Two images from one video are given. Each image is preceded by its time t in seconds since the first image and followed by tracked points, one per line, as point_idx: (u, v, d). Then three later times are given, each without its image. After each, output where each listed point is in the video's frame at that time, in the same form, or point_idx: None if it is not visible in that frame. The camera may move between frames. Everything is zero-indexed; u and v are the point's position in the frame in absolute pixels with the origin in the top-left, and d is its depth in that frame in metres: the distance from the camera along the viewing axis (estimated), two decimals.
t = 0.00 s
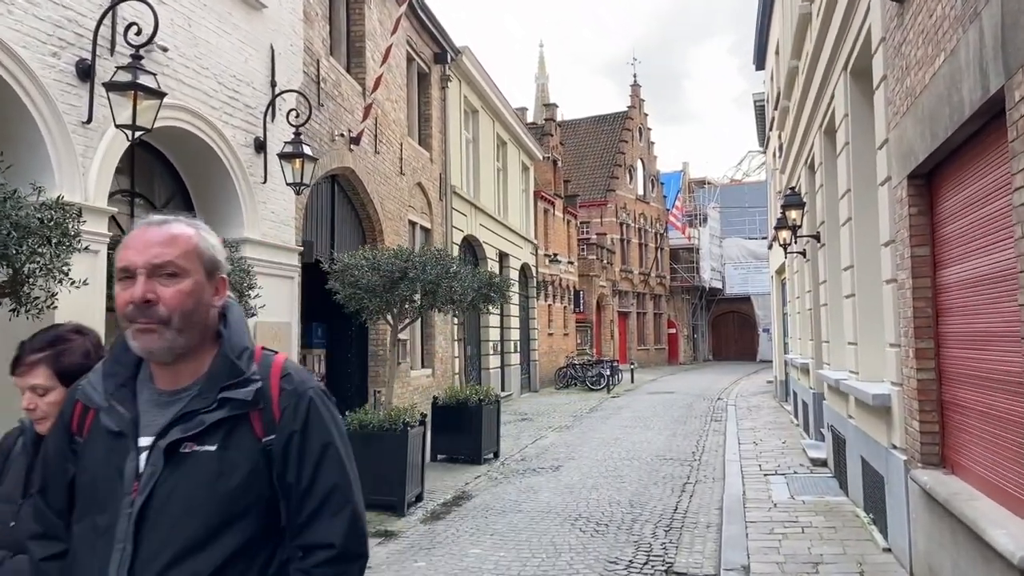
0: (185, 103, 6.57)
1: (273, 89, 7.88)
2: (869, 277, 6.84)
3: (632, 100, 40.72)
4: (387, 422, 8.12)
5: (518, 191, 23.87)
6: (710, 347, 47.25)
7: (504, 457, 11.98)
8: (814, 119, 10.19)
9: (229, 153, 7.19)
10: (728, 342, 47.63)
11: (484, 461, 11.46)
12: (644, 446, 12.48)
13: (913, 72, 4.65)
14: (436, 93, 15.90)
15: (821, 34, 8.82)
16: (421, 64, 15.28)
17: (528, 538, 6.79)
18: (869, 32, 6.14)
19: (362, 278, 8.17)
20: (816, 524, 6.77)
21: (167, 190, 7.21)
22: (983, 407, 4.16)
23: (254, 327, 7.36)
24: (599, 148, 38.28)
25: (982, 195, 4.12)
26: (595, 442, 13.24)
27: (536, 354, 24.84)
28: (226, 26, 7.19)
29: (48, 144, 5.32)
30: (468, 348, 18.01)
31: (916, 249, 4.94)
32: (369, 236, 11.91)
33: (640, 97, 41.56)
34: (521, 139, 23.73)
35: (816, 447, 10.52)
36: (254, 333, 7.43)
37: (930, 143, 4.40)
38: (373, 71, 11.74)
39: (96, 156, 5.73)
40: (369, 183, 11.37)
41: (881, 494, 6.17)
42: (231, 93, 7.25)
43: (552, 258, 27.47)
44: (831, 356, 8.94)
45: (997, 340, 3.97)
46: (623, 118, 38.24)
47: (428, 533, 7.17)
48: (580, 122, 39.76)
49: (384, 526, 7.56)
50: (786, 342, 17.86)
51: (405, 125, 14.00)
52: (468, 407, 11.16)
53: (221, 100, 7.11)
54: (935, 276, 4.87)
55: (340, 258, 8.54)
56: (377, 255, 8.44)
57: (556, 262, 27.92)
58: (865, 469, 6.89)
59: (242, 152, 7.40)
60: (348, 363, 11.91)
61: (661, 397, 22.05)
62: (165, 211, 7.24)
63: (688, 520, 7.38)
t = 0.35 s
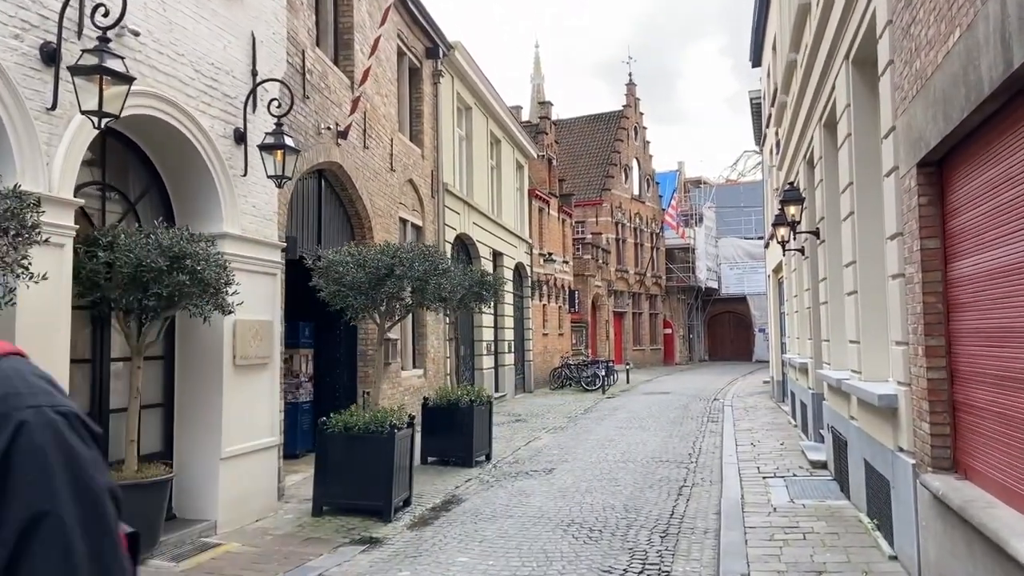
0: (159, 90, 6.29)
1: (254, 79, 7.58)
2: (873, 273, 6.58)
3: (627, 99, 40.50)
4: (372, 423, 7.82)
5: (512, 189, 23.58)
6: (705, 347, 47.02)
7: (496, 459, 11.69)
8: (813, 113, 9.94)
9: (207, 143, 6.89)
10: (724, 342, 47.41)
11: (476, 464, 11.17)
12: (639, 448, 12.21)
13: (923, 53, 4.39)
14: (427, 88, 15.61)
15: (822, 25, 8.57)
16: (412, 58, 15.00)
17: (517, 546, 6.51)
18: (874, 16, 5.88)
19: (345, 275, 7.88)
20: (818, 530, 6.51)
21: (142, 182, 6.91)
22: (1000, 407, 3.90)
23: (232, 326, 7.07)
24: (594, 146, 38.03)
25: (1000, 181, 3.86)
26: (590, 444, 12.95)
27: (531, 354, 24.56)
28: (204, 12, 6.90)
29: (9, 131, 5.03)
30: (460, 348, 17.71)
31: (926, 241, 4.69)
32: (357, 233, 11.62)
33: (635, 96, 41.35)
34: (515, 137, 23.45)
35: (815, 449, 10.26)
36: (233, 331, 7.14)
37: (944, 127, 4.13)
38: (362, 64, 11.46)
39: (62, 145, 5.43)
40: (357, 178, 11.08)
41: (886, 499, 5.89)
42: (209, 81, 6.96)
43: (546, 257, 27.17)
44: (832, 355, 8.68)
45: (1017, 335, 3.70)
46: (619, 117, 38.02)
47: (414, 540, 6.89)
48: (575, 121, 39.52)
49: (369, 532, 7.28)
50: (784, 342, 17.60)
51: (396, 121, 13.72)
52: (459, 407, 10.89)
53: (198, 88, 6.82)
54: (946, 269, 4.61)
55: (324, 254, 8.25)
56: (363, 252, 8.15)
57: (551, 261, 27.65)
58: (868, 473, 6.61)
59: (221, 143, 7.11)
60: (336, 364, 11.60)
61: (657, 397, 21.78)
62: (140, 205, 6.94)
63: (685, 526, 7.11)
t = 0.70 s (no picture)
0: (125, 75, 5.95)
1: (230, 67, 7.26)
2: (876, 269, 6.30)
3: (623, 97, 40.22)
4: (354, 426, 7.50)
5: (506, 187, 23.27)
6: (702, 347, 46.76)
7: (487, 462, 11.38)
8: (813, 106, 9.65)
9: (179, 132, 6.56)
10: (721, 342, 47.14)
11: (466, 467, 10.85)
12: (634, 450, 11.91)
13: (936, 30, 4.09)
14: (418, 83, 15.29)
15: (822, 13, 8.27)
16: (403, 52, 14.68)
17: (504, 555, 6.20)
18: None
19: (327, 272, 7.57)
20: (820, 538, 6.22)
21: (111, 172, 6.58)
22: (1018, 411, 3.61)
23: (205, 324, 6.75)
24: (590, 145, 37.73)
25: (1018, 167, 3.56)
26: (583, 445, 12.65)
27: (525, 354, 24.25)
28: None
29: None
30: (452, 348, 17.39)
31: (936, 234, 4.39)
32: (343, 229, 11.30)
33: (631, 94, 41.06)
34: (509, 134, 23.13)
35: (814, 451, 9.98)
36: (207, 330, 6.82)
37: (958, 109, 3.84)
38: (348, 56, 11.13)
39: (18, 132, 5.10)
40: (343, 173, 10.76)
41: (892, 507, 5.60)
42: (181, 67, 6.63)
43: (541, 256, 26.84)
44: (833, 355, 8.39)
45: None
46: (615, 115, 37.73)
47: (397, 549, 6.57)
48: (571, 119, 39.23)
49: (350, 540, 6.97)
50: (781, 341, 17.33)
51: (385, 115, 13.40)
52: (448, 408, 10.60)
53: (170, 75, 6.49)
54: (958, 263, 4.31)
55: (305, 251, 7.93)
56: (346, 248, 7.84)
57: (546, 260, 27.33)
58: (872, 478, 6.32)
59: (194, 132, 6.78)
60: (322, 364, 11.28)
61: (652, 397, 21.50)
62: (109, 196, 6.61)
63: (680, 533, 6.81)
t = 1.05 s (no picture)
0: (93, 62, 5.64)
1: (209, 54, 6.95)
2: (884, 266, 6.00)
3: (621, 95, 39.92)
4: (340, 430, 7.20)
5: (502, 185, 22.98)
6: (700, 347, 46.49)
7: (480, 465, 11.08)
8: (815, 98, 9.35)
9: (152, 122, 6.25)
10: (719, 342, 46.86)
11: (458, 470, 10.54)
12: (632, 453, 11.61)
13: (954, 7, 3.80)
14: (411, 77, 14.97)
15: (824, 1, 7.99)
16: (395, 46, 14.37)
17: (494, 566, 5.89)
18: None
19: (310, 269, 7.26)
20: (826, 547, 5.92)
21: (82, 163, 6.28)
22: None
23: (182, 323, 6.45)
24: (588, 143, 37.43)
25: None
26: (580, 448, 12.35)
27: (521, 354, 23.95)
28: None
29: None
30: (447, 348, 17.09)
31: (953, 226, 4.10)
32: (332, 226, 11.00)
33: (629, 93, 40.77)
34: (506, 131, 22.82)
35: (816, 454, 9.70)
36: (184, 329, 6.52)
37: (979, 90, 3.55)
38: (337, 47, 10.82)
39: None
40: (332, 168, 10.45)
41: (902, 516, 5.31)
42: (156, 54, 6.33)
43: (538, 255, 26.55)
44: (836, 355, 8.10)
45: None
46: (612, 113, 37.45)
47: (382, 559, 6.27)
48: (568, 118, 38.96)
49: (334, 549, 6.66)
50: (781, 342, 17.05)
51: (377, 109, 13.09)
52: (441, 409, 10.34)
53: (143, 62, 6.19)
54: (977, 257, 4.02)
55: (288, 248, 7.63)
56: (331, 244, 7.53)
57: (542, 258, 27.02)
58: (879, 485, 6.03)
59: (170, 122, 6.48)
60: (311, 365, 10.97)
61: (650, 398, 21.21)
62: (80, 189, 6.31)
63: (679, 542, 6.51)
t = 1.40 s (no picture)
0: (55, 42, 5.30)
1: (184, 38, 6.63)
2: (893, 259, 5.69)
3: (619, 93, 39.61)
4: (322, 432, 6.88)
5: (498, 182, 22.67)
6: (699, 347, 46.20)
7: (473, 467, 10.76)
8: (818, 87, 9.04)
9: (121, 108, 5.92)
10: (718, 342, 46.57)
11: (450, 473, 10.22)
12: (628, 455, 11.30)
13: None
14: (403, 71, 14.65)
15: None
16: (387, 38, 14.06)
17: None
18: None
19: (289, 263, 6.95)
20: (832, 556, 5.60)
21: (47, 150, 5.95)
22: None
23: (153, 320, 6.13)
24: (586, 141, 37.11)
25: None
26: (575, 450, 12.04)
27: (517, 354, 23.63)
28: None
29: None
30: (441, 347, 16.77)
31: (973, 212, 3.78)
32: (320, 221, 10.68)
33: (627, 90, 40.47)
34: (502, 127, 22.51)
35: (818, 456, 9.38)
36: (155, 326, 6.19)
37: (1005, 61, 3.24)
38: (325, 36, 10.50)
39: None
40: (320, 161, 10.13)
41: (914, 524, 4.98)
42: (127, 36, 6.01)
43: (535, 253, 26.24)
44: (841, 354, 7.79)
45: None
46: (611, 111, 37.16)
47: (364, 569, 5.95)
48: (566, 115, 38.66)
49: (315, 557, 6.34)
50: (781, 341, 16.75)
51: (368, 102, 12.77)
52: (430, 410, 10.00)
53: (113, 44, 5.87)
54: (1000, 246, 3.71)
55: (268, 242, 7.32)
56: (312, 238, 7.22)
57: (539, 257, 26.70)
58: (888, 491, 5.71)
59: (141, 108, 6.16)
60: (298, 363, 10.64)
61: (648, 398, 20.89)
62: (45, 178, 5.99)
63: (677, 549, 6.19)
